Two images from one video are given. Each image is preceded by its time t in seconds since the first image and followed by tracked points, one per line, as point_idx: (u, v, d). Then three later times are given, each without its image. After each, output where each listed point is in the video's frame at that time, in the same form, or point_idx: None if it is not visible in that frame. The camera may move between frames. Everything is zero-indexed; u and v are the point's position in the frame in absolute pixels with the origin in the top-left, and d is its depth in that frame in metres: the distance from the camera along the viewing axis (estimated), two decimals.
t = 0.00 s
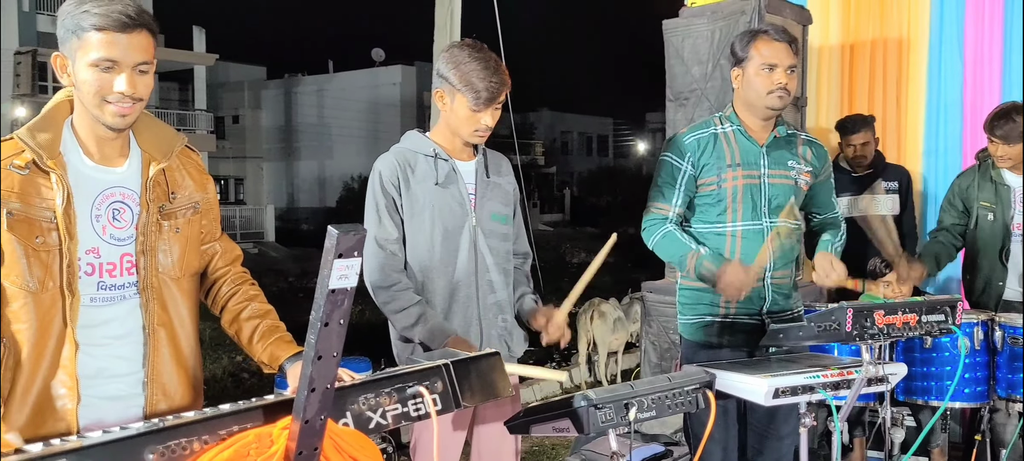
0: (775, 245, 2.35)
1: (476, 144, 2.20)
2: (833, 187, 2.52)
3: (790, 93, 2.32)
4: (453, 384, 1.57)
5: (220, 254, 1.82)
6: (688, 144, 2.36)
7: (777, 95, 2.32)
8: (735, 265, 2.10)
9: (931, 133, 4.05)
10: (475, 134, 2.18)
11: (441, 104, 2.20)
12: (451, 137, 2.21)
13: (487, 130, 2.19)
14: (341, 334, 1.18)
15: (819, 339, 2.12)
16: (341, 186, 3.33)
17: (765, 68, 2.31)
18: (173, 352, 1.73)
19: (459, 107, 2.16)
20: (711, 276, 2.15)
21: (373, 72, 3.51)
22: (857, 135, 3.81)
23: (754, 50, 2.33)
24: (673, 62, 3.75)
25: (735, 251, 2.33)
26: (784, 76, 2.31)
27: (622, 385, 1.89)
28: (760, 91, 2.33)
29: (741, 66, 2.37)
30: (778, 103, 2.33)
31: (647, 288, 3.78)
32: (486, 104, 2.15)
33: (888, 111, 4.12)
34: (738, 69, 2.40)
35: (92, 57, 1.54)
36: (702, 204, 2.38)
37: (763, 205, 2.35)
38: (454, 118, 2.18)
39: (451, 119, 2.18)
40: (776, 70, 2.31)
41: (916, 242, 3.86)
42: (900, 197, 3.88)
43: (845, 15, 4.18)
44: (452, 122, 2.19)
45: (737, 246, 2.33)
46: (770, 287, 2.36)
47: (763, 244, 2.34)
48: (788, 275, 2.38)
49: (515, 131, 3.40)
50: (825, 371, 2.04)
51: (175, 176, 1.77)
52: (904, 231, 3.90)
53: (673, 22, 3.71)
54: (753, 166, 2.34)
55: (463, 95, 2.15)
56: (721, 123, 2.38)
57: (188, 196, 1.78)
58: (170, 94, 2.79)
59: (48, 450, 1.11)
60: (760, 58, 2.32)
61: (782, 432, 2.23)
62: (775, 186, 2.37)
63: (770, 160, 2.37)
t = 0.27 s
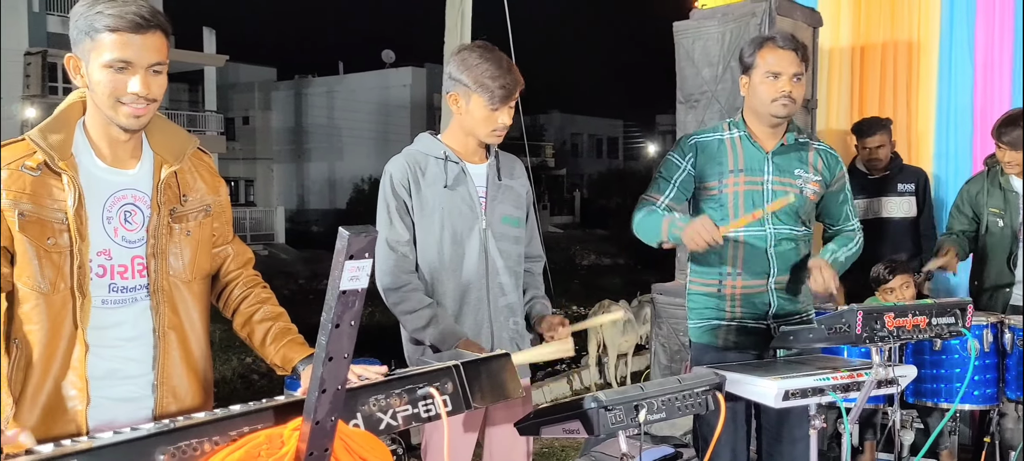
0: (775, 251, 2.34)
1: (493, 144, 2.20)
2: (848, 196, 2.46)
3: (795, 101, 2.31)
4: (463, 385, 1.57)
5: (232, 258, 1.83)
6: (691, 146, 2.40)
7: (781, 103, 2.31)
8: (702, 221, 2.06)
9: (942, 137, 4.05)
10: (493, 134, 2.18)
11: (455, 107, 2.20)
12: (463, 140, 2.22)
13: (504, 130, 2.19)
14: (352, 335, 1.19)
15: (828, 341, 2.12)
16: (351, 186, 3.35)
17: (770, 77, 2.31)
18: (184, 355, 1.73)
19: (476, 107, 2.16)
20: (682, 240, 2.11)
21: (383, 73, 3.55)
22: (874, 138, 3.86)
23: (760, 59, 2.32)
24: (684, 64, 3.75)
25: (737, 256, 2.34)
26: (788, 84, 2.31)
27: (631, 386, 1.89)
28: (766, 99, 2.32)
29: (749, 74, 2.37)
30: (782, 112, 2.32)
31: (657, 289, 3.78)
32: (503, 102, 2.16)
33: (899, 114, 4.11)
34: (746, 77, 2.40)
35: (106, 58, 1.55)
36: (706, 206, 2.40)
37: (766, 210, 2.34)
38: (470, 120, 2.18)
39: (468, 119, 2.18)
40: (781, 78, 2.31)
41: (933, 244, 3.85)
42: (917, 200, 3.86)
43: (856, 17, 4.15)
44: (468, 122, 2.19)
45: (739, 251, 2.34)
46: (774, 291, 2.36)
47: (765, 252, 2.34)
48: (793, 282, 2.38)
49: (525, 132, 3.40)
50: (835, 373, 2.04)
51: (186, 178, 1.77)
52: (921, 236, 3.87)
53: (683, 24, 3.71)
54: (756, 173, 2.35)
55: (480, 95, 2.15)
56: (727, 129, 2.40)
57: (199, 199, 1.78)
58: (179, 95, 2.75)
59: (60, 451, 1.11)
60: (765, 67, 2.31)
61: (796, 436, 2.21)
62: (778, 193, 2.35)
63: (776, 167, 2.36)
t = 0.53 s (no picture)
0: (785, 250, 2.34)
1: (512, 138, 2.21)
2: (851, 193, 2.50)
3: (806, 100, 2.31)
4: (473, 385, 1.58)
5: (245, 255, 1.83)
6: (697, 148, 2.39)
7: (793, 103, 2.32)
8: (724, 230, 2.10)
9: (951, 138, 4.05)
10: (512, 127, 2.19)
11: (470, 105, 2.20)
12: (474, 140, 2.23)
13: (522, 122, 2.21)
14: (362, 334, 1.20)
15: (838, 342, 2.13)
16: (360, 187, 3.35)
17: (782, 76, 2.31)
18: (195, 353, 1.74)
19: (494, 103, 2.16)
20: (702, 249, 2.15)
21: (392, 73, 3.54)
22: (887, 139, 3.85)
23: (771, 56, 2.33)
24: (693, 65, 3.75)
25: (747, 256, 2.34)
26: (800, 83, 2.32)
27: (641, 386, 1.89)
28: (777, 98, 2.32)
29: (758, 73, 2.37)
30: (795, 110, 2.32)
31: (666, 290, 3.79)
32: (518, 94, 2.18)
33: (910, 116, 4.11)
34: (753, 75, 2.40)
35: (118, 59, 1.56)
36: (715, 209, 2.40)
37: (775, 209, 2.35)
38: (487, 116, 2.18)
39: (485, 116, 2.17)
40: (793, 77, 2.31)
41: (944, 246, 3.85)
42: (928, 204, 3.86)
43: (866, 18, 4.13)
44: (486, 119, 2.18)
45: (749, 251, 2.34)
46: (784, 290, 2.36)
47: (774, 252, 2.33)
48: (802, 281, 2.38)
49: (534, 133, 3.41)
50: (845, 374, 2.03)
51: (197, 178, 1.77)
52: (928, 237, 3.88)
53: (693, 24, 3.71)
54: (766, 172, 2.34)
55: (497, 90, 2.16)
56: (733, 129, 2.39)
57: (210, 199, 1.79)
58: (188, 95, 2.81)
59: (70, 448, 1.11)
60: (778, 65, 2.31)
61: (803, 436, 2.23)
62: (786, 192, 2.36)
63: (784, 165, 2.36)
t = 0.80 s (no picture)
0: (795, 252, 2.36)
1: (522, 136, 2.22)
2: (857, 193, 2.51)
3: (813, 104, 2.32)
4: (481, 385, 1.57)
5: (255, 254, 1.84)
6: (709, 153, 2.38)
7: (799, 106, 2.32)
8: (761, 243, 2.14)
9: (959, 140, 4.07)
10: (521, 126, 2.20)
11: (480, 105, 2.20)
12: (483, 140, 2.23)
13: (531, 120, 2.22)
14: (370, 334, 1.20)
15: (845, 343, 2.14)
16: (366, 187, 3.43)
17: (788, 79, 2.31)
18: (206, 353, 1.74)
19: (504, 102, 2.17)
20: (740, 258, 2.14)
21: (400, 74, 3.56)
22: (888, 138, 3.86)
23: (777, 59, 2.33)
24: (701, 66, 3.75)
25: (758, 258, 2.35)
26: (806, 87, 2.31)
27: (648, 386, 1.89)
28: (782, 101, 2.33)
29: (764, 75, 2.37)
30: (800, 114, 2.33)
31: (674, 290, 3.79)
32: (527, 93, 2.19)
33: (917, 118, 4.12)
34: (760, 78, 2.40)
35: (129, 59, 1.57)
36: (726, 212, 2.39)
37: (786, 212, 2.35)
38: (498, 115, 2.19)
39: (495, 115, 2.18)
40: (799, 81, 2.31)
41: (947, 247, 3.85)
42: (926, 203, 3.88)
43: (874, 19, 4.12)
44: (496, 118, 2.19)
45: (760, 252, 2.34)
46: (793, 291, 2.37)
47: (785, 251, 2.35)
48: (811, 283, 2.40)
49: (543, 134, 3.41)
50: (852, 375, 2.03)
51: (208, 177, 1.78)
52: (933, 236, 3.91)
53: (701, 25, 3.72)
54: (776, 174, 2.35)
55: (507, 89, 2.17)
56: (743, 132, 2.39)
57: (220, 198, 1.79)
58: (196, 95, 2.76)
59: (80, 447, 1.11)
60: (783, 68, 2.32)
61: (812, 437, 2.22)
62: (798, 193, 2.36)
63: (793, 167, 2.36)
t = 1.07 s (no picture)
0: (805, 249, 2.37)
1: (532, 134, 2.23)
2: (867, 188, 2.51)
3: (818, 103, 2.31)
4: (490, 382, 1.57)
5: (265, 250, 1.84)
6: (720, 149, 2.38)
7: (804, 106, 2.32)
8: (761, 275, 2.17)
9: (968, 139, 4.07)
10: (531, 123, 2.21)
11: (490, 102, 2.20)
12: (492, 137, 2.23)
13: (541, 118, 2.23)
14: (380, 330, 1.19)
15: (853, 342, 2.14)
16: (376, 186, 3.40)
17: (794, 78, 2.31)
18: (213, 349, 1.74)
19: (514, 99, 2.17)
20: (736, 284, 2.22)
21: (409, 72, 3.57)
22: (890, 138, 3.83)
23: (783, 58, 2.32)
24: (711, 65, 3.75)
25: (768, 255, 2.36)
26: (812, 87, 2.31)
27: (657, 385, 1.88)
28: (788, 100, 2.32)
29: (772, 73, 2.37)
30: (805, 114, 2.33)
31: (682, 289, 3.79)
32: (537, 91, 2.20)
33: (924, 119, 4.10)
34: (768, 76, 2.39)
35: (139, 53, 1.57)
36: (735, 208, 2.39)
37: (798, 208, 2.35)
38: (508, 113, 2.19)
39: (506, 113, 2.19)
40: (805, 80, 2.31)
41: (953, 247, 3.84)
42: (927, 204, 3.87)
43: (884, 19, 4.10)
44: (506, 116, 2.19)
45: (770, 249, 2.35)
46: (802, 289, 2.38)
47: (796, 248, 2.36)
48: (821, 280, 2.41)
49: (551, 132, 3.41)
50: (860, 374, 2.03)
51: (218, 172, 1.78)
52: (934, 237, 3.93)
53: (710, 25, 3.71)
54: (787, 170, 2.35)
55: (517, 86, 2.18)
56: (753, 129, 2.38)
57: (230, 193, 1.79)
58: (206, 93, 2.81)
59: (87, 443, 1.12)
60: (789, 68, 2.31)
61: (817, 435, 2.22)
62: (809, 189, 2.36)
63: (804, 163, 2.36)
